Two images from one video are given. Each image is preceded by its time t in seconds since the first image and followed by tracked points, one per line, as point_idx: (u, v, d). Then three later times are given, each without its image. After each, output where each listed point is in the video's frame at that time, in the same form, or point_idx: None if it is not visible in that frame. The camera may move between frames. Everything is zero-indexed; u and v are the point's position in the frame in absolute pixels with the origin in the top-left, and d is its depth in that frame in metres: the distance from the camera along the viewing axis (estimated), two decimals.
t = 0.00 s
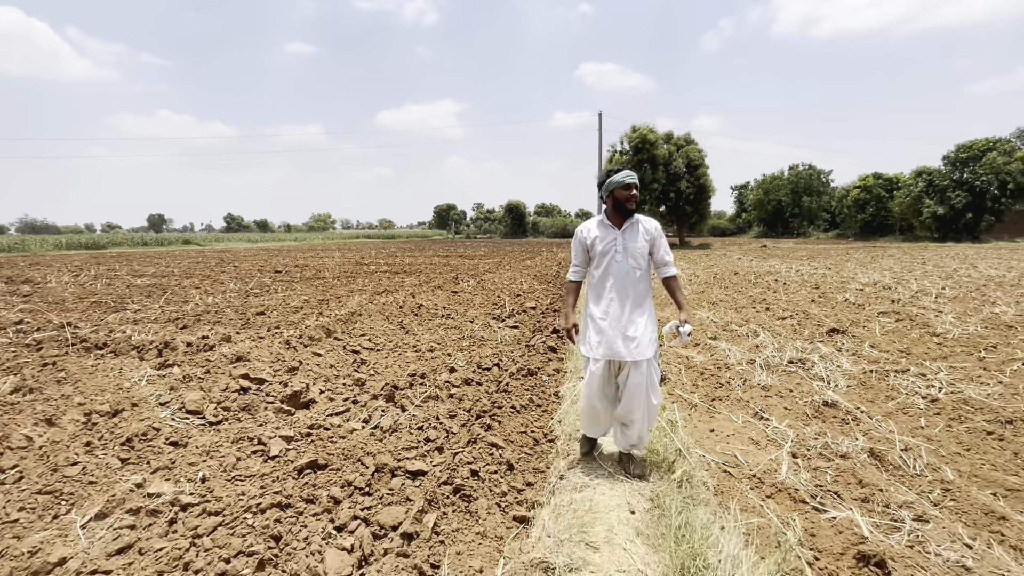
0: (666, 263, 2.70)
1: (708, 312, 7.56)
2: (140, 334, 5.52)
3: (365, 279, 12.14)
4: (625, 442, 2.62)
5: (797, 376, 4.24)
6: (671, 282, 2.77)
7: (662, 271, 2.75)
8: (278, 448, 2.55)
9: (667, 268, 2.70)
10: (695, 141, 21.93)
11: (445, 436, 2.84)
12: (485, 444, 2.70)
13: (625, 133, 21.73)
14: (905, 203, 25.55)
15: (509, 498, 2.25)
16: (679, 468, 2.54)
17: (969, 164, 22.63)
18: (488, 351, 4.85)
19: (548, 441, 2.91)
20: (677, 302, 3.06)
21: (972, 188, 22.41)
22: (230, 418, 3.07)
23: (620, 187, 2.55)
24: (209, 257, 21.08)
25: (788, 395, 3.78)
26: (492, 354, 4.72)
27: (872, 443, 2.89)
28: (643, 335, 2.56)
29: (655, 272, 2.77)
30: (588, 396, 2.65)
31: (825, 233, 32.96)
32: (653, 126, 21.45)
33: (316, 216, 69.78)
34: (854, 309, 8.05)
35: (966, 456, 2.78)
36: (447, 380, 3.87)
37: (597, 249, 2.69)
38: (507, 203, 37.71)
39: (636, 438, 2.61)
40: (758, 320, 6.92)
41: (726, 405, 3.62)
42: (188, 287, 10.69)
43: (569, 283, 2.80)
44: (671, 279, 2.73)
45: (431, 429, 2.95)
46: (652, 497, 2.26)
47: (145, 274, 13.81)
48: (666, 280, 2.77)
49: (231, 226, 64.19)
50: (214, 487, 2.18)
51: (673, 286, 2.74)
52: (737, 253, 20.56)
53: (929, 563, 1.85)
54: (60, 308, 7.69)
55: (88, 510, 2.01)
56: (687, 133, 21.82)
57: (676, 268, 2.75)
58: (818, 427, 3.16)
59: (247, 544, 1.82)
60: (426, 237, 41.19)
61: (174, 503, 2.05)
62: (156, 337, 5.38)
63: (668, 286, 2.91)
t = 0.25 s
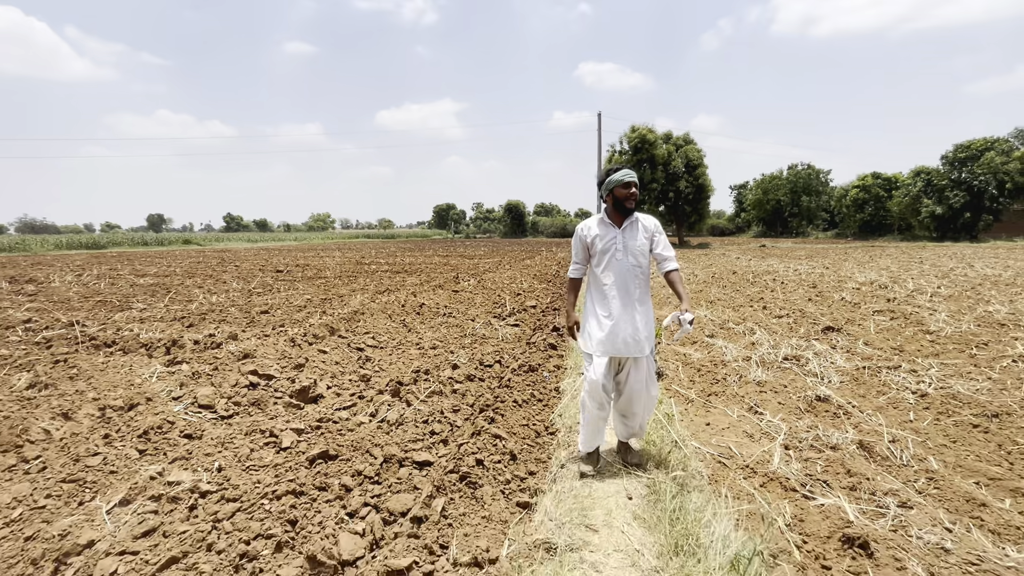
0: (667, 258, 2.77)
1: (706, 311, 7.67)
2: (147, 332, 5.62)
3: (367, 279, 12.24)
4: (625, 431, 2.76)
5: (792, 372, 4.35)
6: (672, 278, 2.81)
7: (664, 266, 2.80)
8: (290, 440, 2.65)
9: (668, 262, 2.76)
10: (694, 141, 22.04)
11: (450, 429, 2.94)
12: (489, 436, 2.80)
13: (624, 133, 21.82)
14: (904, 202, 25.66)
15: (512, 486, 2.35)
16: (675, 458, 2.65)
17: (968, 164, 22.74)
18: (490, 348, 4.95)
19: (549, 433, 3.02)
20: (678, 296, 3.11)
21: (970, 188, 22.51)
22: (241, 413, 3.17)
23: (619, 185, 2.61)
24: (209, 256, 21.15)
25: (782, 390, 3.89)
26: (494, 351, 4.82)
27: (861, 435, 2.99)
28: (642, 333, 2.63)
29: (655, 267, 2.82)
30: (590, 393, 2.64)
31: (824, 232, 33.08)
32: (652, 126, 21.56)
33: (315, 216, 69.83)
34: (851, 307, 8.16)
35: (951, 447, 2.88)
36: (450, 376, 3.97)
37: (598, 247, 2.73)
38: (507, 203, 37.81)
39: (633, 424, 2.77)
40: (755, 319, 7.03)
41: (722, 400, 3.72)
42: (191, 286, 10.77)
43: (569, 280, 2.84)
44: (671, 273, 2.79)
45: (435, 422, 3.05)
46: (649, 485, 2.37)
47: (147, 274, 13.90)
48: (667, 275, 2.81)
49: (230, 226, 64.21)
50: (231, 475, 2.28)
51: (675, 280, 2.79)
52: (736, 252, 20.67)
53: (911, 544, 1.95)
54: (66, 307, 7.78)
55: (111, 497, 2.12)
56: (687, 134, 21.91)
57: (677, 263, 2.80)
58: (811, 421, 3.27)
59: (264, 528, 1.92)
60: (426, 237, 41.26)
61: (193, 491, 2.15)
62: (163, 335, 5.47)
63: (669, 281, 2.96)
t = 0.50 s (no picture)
0: (659, 261, 2.79)
1: (704, 310, 7.78)
2: (156, 330, 5.72)
3: (368, 278, 12.34)
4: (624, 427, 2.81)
5: (788, 368, 4.46)
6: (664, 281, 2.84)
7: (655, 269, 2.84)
8: (304, 431, 2.76)
9: (658, 266, 2.78)
10: (694, 141, 22.16)
11: (456, 421, 3.05)
12: (494, 427, 2.91)
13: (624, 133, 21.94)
14: (902, 202, 25.79)
15: (519, 473, 2.45)
16: (674, 446, 2.77)
17: (966, 164, 22.87)
18: (492, 345, 5.06)
19: (552, 425, 3.13)
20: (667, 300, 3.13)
21: (968, 188, 22.64)
22: (254, 406, 3.27)
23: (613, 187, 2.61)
24: (210, 256, 21.24)
25: (778, 385, 4.00)
26: (496, 348, 4.93)
27: (853, 427, 3.10)
28: (639, 335, 2.67)
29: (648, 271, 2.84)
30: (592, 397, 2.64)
31: (823, 232, 33.23)
32: (651, 127, 21.67)
33: (314, 216, 69.91)
34: (847, 306, 8.28)
35: (939, 438, 3.00)
36: (454, 371, 4.08)
37: (592, 250, 2.74)
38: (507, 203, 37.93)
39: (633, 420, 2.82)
40: (752, 317, 7.14)
41: (719, 394, 3.83)
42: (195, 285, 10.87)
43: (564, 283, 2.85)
44: (663, 276, 2.81)
45: (442, 415, 3.16)
46: (649, 472, 2.48)
47: (150, 274, 13.99)
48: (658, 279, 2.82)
49: (230, 226, 64.25)
50: (250, 464, 2.39)
51: (666, 285, 2.82)
52: (735, 252, 20.80)
53: (897, 526, 2.06)
54: (74, 306, 7.89)
55: (137, 483, 2.22)
56: (686, 134, 22.03)
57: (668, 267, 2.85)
58: (805, 414, 3.38)
59: (285, 511, 2.02)
60: (426, 237, 41.38)
61: (215, 477, 2.26)
62: (172, 333, 5.57)
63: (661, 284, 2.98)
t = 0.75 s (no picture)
0: (649, 258, 2.85)
1: (703, 308, 7.89)
2: (164, 329, 5.82)
3: (370, 278, 12.44)
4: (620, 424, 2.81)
5: (783, 364, 4.57)
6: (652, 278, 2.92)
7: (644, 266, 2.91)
8: (315, 424, 2.86)
9: (648, 263, 2.85)
10: (693, 142, 22.29)
11: (461, 413, 3.15)
12: (498, 419, 3.02)
13: (623, 134, 22.05)
14: (901, 203, 25.93)
15: (523, 461, 2.56)
16: (671, 437, 2.89)
17: (964, 165, 23.02)
18: (494, 342, 5.16)
19: (554, 417, 3.24)
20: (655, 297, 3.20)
21: (966, 189, 22.78)
22: (265, 400, 3.38)
23: (608, 184, 2.65)
24: (210, 257, 21.32)
25: (773, 380, 4.11)
26: (498, 345, 5.03)
27: (845, 420, 3.21)
28: (632, 329, 2.69)
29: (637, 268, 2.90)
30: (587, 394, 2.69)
31: (822, 233, 33.37)
32: (650, 127, 21.80)
33: (313, 217, 70.00)
34: (843, 305, 8.40)
35: (928, 429, 3.10)
36: (458, 367, 4.19)
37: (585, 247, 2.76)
38: (507, 203, 38.05)
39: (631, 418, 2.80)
40: (750, 315, 7.25)
41: (716, 389, 3.94)
42: (198, 285, 10.96)
43: (555, 279, 2.86)
44: (652, 273, 2.89)
45: (448, 408, 3.26)
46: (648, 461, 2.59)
47: (153, 274, 14.09)
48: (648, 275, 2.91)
49: (229, 226, 64.33)
50: (265, 453, 2.49)
51: (655, 282, 2.89)
52: (733, 252, 20.92)
53: (884, 509, 2.16)
54: (80, 305, 7.98)
55: (158, 471, 2.32)
56: (685, 135, 22.16)
57: (657, 264, 2.91)
58: (799, 407, 3.48)
59: (301, 495, 2.12)
60: (426, 237, 41.50)
61: (232, 465, 2.36)
62: (179, 331, 5.67)
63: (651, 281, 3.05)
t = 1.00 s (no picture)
0: (644, 259, 2.92)
1: (700, 308, 8.00)
2: (170, 328, 5.91)
3: (371, 278, 12.53)
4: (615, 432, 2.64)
5: (778, 361, 4.67)
6: (646, 279, 2.99)
7: (638, 267, 2.96)
8: (323, 418, 2.95)
9: (642, 265, 2.91)
10: (691, 143, 22.41)
11: (464, 407, 3.25)
12: (500, 413, 3.11)
13: (622, 135, 22.16)
14: (898, 203, 26.08)
15: (524, 452, 2.65)
16: (667, 429, 2.99)
17: (961, 165, 23.18)
18: (495, 340, 5.26)
19: (554, 412, 3.34)
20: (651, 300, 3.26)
21: (963, 189, 22.93)
22: (273, 395, 3.47)
23: (603, 185, 2.68)
24: (210, 258, 21.38)
25: (768, 377, 4.21)
26: (499, 343, 5.13)
27: (836, 414, 3.31)
28: (627, 328, 2.70)
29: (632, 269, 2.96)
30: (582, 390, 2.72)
31: (820, 233, 33.53)
32: (649, 129, 21.94)
33: (312, 218, 70.02)
34: (839, 304, 8.52)
35: (917, 423, 3.20)
36: (460, 364, 4.28)
37: (581, 246, 2.80)
38: (506, 204, 38.18)
39: (631, 429, 2.64)
40: (747, 315, 7.36)
41: (712, 386, 4.04)
42: (200, 285, 11.04)
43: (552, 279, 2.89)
44: (646, 275, 2.95)
45: (450, 403, 3.36)
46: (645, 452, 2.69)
47: (154, 274, 14.15)
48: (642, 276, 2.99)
49: (228, 227, 64.34)
50: (276, 445, 2.59)
51: (650, 282, 2.95)
52: (732, 252, 21.04)
53: (870, 497, 2.26)
54: (85, 305, 8.05)
55: (173, 462, 2.41)
56: (684, 136, 22.28)
57: (652, 264, 2.97)
58: (792, 402, 3.58)
59: (312, 484, 2.21)
60: (426, 238, 41.61)
61: (245, 457, 2.45)
62: (184, 330, 5.75)
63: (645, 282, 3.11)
